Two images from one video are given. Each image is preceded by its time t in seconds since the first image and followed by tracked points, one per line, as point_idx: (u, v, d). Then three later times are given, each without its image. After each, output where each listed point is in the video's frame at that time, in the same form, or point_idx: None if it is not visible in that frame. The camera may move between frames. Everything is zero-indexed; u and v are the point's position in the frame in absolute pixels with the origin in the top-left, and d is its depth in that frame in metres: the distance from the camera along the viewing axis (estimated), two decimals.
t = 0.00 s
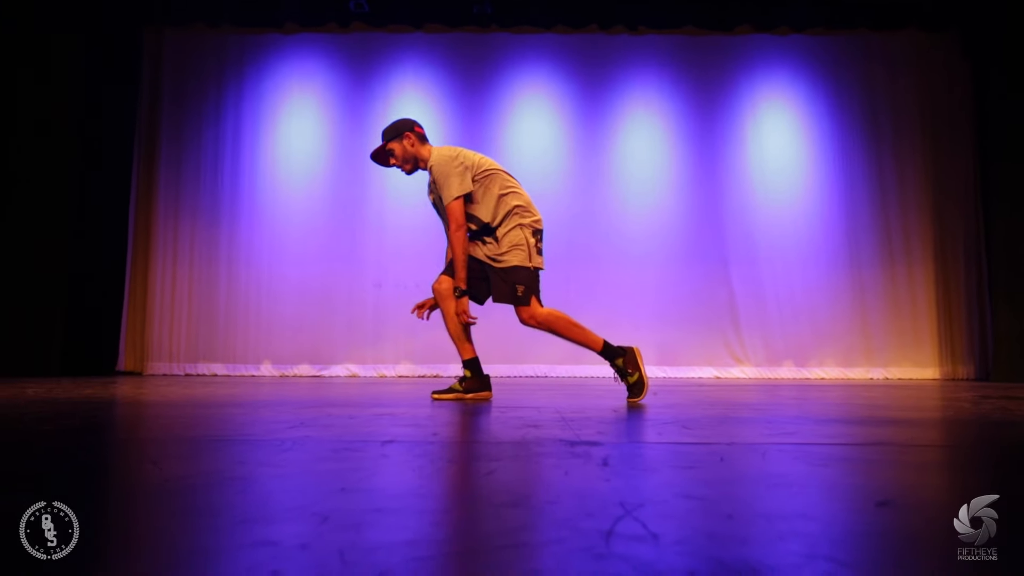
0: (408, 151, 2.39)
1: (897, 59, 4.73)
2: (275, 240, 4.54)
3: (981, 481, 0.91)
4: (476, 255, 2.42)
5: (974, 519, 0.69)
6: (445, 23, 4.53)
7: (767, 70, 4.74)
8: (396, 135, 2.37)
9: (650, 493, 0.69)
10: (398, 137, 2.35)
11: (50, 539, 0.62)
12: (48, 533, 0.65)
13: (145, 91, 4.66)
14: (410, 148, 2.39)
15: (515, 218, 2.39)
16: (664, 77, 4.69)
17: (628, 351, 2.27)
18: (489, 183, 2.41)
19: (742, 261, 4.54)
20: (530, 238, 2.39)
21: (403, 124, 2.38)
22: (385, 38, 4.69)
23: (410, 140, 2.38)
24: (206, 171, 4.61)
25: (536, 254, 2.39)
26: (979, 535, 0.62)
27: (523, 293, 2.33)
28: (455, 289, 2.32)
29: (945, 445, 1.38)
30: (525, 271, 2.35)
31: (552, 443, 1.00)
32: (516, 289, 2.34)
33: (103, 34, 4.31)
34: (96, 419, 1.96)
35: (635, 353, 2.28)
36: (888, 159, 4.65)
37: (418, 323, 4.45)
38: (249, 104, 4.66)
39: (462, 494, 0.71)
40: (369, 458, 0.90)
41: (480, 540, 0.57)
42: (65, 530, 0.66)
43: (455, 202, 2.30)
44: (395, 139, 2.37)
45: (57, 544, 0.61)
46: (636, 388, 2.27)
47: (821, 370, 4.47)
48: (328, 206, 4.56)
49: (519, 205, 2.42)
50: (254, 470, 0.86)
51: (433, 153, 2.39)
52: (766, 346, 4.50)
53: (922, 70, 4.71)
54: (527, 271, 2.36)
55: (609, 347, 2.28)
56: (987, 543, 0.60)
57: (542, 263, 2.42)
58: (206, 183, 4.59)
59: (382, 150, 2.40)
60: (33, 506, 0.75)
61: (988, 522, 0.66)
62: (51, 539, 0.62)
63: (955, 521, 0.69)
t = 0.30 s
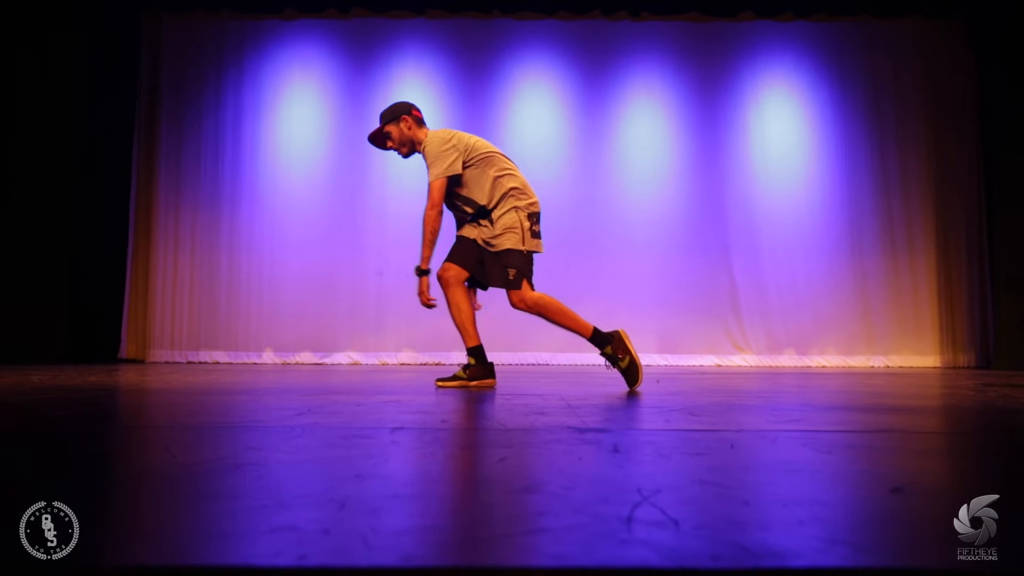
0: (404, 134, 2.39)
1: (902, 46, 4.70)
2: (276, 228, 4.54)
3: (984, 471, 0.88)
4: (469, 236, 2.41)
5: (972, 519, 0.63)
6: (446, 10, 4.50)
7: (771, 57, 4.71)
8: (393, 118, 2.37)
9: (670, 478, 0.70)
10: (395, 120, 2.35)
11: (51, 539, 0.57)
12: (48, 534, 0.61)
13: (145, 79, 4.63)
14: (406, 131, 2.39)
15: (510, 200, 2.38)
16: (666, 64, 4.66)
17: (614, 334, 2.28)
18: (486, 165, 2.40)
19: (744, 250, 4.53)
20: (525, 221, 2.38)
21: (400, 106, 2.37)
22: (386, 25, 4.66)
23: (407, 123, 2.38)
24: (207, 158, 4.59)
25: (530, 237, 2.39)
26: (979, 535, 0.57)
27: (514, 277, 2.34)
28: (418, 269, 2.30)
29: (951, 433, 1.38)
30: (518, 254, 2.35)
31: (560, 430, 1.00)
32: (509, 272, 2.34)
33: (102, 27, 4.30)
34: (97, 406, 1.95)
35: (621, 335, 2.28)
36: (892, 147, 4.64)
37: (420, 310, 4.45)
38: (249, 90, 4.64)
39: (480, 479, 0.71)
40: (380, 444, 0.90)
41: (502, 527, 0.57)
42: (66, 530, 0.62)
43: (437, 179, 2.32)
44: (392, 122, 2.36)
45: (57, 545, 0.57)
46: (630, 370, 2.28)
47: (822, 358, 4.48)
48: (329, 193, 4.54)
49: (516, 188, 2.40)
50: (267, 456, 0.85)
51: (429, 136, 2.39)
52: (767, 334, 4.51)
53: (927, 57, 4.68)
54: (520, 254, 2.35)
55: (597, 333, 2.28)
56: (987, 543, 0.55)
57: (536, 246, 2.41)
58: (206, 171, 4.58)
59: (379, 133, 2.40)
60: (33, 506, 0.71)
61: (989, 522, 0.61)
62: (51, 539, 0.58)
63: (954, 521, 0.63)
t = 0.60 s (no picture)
0: (404, 136, 2.42)
1: (904, 46, 4.69)
2: (279, 228, 4.54)
3: (988, 471, 0.88)
4: (472, 238, 2.41)
5: (972, 519, 0.62)
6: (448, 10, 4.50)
7: (773, 57, 4.71)
8: (394, 121, 2.40)
9: (685, 480, 0.69)
10: (395, 121, 2.39)
11: (51, 539, 0.58)
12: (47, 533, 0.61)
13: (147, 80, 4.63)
14: (405, 132, 2.42)
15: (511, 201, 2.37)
16: (668, 64, 4.66)
17: (624, 334, 2.27)
18: (483, 164, 2.40)
19: (747, 250, 4.53)
20: (527, 222, 2.36)
21: (400, 109, 2.41)
22: (388, 25, 4.66)
23: (406, 125, 2.41)
24: (210, 159, 4.59)
25: (534, 237, 2.37)
26: (980, 536, 0.56)
27: (521, 279, 2.33)
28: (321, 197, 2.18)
29: (958, 434, 1.37)
30: (523, 256, 2.33)
31: (570, 430, 1.00)
32: (514, 276, 2.34)
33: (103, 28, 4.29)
34: (99, 407, 1.95)
35: (629, 335, 2.28)
36: (894, 147, 4.64)
37: (422, 311, 4.45)
38: (251, 91, 4.64)
39: (495, 481, 0.71)
40: (393, 445, 0.90)
41: (518, 529, 0.57)
42: (65, 529, 0.62)
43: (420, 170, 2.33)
44: (393, 123, 2.40)
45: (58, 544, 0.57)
46: (638, 371, 2.28)
47: (824, 359, 4.48)
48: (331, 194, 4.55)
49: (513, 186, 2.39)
50: (280, 458, 0.85)
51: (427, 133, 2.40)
52: (770, 335, 4.51)
53: (929, 57, 4.67)
54: (525, 256, 2.34)
55: (607, 333, 2.28)
56: (988, 545, 0.54)
57: (541, 246, 2.39)
58: (209, 172, 4.58)
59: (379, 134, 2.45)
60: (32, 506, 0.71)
61: (989, 522, 0.60)
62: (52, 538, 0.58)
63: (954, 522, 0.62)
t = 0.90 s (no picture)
0: (410, 129, 2.42)
1: (903, 62, 4.73)
2: (280, 243, 4.54)
3: (992, 484, 0.90)
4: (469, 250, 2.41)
5: (973, 520, 0.68)
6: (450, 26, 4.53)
7: (773, 72, 4.74)
8: (401, 112, 2.41)
9: (699, 496, 0.69)
10: (404, 114, 2.39)
11: (50, 540, 0.63)
12: (47, 533, 0.66)
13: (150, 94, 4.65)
14: (412, 126, 2.42)
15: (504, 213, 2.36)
16: (669, 80, 4.69)
17: (623, 348, 2.26)
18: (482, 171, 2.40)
19: (749, 265, 4.53)
20: (521, 232, 2.34)
21: (412, 103, 2.42)
22: (391, 41, 4.69)
23: (415, 120, 2.42)
24: (212, 173, 4.61)
25: (529, 247, 2.35)
26: (979, 535, 0.61)
27: (517, 290, 2.33)
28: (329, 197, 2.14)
29: (963, 448, 1.38)
30: (518, 268, 2.33)
31: (579, 446, 1.00)
32: (512, 286, 2.33)
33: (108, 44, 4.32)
34: (101, 423, 1.95)
35: (629, 349, 2.27)
36: (894, 161, 4.65)
37: (423, 326, 4.45)
38: (254, 107, 4.66)
39: (510, 496, 0.71)
40: (403, 462, 0.90)
41: (543, 546, 0.57)
42: (64, 530, 0.68)
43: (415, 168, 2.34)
44: (400, 115, 2.41)
45: (57, 544, 0.62)
46: (636, 386, 2.25)
47: (826, 373, 4.47)
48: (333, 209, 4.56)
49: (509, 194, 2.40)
50: (291, 475, 0.84)
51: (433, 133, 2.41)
52: (772, 349, 4.50)
53: (928, 73, 4.70)
54: (520, 268, 2.33)
55: (605, 346, 2.27)
56: (987, 544, 0.60)
57: (538, 255, 2.37)
58: (211, 187, 4.59)
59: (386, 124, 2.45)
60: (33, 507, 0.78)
61: (988, 522, 0.66)
62: (51, 538, 0.64)
63: (955, 522, 0.67)
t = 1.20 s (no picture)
0: (439, 96, 2.42)
1: (902, 76, 4.76)
2: (283, 257, 4.55)
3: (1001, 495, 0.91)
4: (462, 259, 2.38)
5: (975, 519, 0.73)
6: (454, 40, 4.57)
7: (774, 86, 4.76)
8: (434, 78, 2.41)
9: (716, 511, 0.69)
10: (436, 80, 2.39)
11: (50, 540, 0.68)
12: (47, 532, 0.71)
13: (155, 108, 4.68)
14: (442, 95, 2.42)
15: (490, 213, 2.32)
16: (670, 94, 4.72)
17: (600, 359, 2.24)
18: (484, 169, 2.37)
19: (750, 278, 4.54)
20: (505, 234, 2.30)
21: (445, 71, 2.42)
22: (394, 56, 4.73)
23: (446, 89, 2.41)
24: (216, 187, 4.62)
25: (514, 250, 2.31)
26: (979, 535, 0.65)
27: (502, 292, 2.29)
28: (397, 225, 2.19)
29: (975, 461, 1.38)
30: (502, 270, 2.29)
31: (591, 460, 1.00)
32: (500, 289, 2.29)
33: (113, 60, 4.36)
34: (106, 437, 1.95)
35: (606, 360, 2.24)
36: (895, 174, 4.67)
37: (426, 339, 4.45)
38: (257, 121, 4.69)
39: (527, 510, 0.70)
40: (414, 477, 0.89)
41: (566, 563, 0.56)
42: (64, 530, 0.73)
43: (443, 160, 2.31)
44: (432, 81, 2.41)
45: (56, 544, 0.67)
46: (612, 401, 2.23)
47: (830, 387, 4.45)
48: (337, 223, 4.57)
49: (505, 193, 2.37)
50: (305, 490, 0.84)
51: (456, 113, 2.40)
52: (775, 363, 4.49)
53: (927, 87, 4.73)
54: (504, 270, 2.29)
55: (583, 356, 2.24)
56: (986, 543, 0.64)
57: (524, 257, 2.32)
58: (214, 201, 4.61)
59: (415, 91, 2.44)
60: (34, 507, 0.84)
61: (987, 522, 0.70)
62: (51, 539, 0.69)
63: (954, 522, 0.72)
